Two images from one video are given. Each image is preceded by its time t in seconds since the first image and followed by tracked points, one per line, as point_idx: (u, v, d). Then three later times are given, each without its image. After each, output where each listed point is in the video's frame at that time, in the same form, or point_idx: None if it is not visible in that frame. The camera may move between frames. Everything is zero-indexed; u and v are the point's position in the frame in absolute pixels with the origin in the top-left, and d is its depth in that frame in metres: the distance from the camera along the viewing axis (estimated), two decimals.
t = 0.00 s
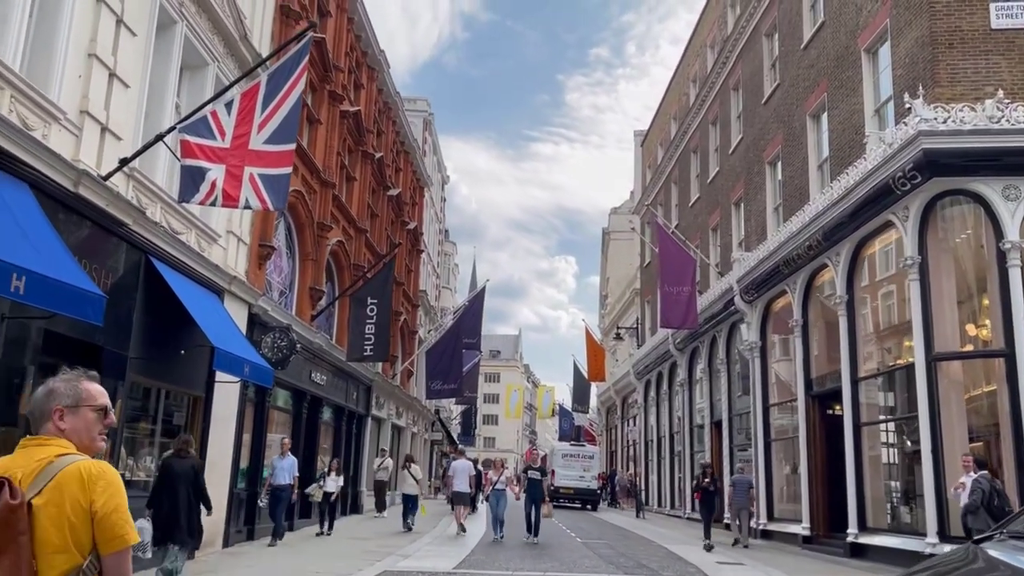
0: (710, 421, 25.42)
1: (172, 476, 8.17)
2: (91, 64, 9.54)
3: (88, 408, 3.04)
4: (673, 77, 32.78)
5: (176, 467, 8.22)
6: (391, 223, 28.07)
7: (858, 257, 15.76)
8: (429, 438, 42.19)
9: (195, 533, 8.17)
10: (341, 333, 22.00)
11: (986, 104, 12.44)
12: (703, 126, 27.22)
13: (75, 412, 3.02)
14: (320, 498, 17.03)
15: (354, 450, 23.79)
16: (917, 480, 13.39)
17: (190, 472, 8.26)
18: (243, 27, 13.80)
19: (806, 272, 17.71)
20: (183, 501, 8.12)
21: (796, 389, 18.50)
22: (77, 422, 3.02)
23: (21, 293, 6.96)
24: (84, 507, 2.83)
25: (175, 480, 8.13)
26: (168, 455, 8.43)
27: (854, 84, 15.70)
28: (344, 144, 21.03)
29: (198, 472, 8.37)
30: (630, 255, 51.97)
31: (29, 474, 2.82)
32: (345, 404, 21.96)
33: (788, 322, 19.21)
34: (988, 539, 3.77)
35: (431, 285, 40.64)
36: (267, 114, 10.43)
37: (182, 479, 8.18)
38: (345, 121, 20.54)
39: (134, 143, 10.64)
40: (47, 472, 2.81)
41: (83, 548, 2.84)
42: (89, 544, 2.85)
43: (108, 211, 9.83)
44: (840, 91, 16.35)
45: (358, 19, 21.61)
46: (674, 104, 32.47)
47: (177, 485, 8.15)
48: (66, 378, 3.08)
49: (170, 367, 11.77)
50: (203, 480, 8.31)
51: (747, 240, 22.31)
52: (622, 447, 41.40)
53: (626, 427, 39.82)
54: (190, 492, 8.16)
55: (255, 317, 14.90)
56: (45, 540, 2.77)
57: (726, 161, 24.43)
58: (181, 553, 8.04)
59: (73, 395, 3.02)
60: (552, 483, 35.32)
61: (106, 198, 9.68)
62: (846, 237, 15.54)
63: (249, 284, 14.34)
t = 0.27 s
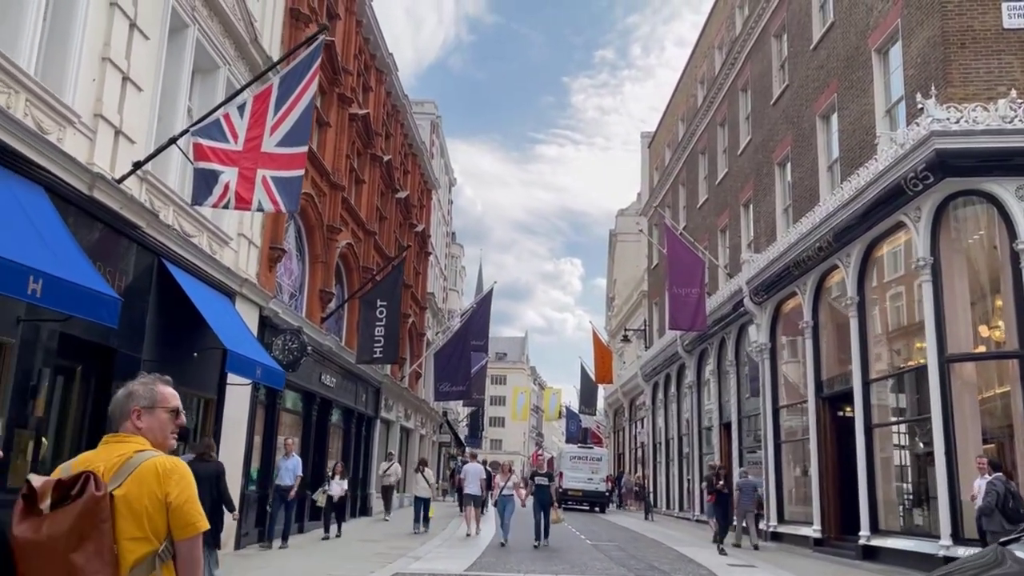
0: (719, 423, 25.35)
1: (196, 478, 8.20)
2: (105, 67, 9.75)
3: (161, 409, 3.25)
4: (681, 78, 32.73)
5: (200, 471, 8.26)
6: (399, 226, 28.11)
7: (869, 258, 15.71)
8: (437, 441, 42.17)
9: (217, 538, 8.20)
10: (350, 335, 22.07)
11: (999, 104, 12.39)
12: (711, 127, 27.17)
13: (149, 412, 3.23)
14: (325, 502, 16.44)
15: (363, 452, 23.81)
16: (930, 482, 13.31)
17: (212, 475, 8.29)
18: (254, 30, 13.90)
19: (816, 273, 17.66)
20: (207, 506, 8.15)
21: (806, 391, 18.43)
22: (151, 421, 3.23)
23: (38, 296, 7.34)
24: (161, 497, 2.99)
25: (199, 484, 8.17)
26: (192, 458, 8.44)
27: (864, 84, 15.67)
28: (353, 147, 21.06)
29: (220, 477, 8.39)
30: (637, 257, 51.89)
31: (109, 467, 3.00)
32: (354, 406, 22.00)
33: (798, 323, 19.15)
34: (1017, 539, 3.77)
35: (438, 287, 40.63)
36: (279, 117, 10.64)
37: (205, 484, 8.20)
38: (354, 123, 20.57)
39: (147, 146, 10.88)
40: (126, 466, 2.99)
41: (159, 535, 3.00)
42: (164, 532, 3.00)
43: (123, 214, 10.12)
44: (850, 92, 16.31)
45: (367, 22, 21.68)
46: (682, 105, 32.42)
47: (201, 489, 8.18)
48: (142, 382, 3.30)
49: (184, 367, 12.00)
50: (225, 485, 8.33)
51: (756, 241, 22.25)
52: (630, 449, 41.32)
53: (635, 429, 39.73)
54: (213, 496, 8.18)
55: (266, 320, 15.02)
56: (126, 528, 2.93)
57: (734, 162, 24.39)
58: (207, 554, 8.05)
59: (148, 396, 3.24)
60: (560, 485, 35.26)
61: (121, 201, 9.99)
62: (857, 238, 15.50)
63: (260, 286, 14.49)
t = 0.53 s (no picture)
0: (731, 424, 25.26)
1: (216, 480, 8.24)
2: (120, 69, 9.95)
3: (203, 408, 3.45)
4: (691, 78, 32.63)
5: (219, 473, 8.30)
6: (410, 227, 28.12)
7: (884, 258, 15.61)
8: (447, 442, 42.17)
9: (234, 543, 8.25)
10: (362, 336, 22.12)
11: (1015, 102, 12.31)
12: (722, 127, 27.08)
13: (194, 411, 3.43)
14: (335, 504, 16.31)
15: (375, 453, 23.84)
16: (947, 482, 13.21)
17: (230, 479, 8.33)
18: (266, 32, 13.97)
19: (830, 273, 17.57)
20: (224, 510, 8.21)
21: (820, 391, 18.33)
22: (196, 419, 3.43)
23: (54, 297, 7.59)
24: (207, 490, 3.19)
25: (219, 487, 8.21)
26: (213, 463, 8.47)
27: (878, 82, 15.58)
28: (365, 148, 21.09)
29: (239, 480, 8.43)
30: (647, 257, 51.77)
31: (159, 464, 3.21)
32: (366, 407, 22.05)
33: (811, 323, 19.06)
34: None
35: (448, 288, 40.64)
36: (293, 118, 10.72)
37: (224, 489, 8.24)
38: (366, 125, 20.59)
39: (161, 148, 11.11)
40: (175, 463, 3.19)
41: (208, 526, 3.19)
42: (212, 523, 3.19)
43: (138, 216, 10.37)
44: (864, 90, 16.21)
45: (378, 23, 21.72)
46: (693, 105, 32.31)
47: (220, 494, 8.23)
48: (185, 384, 3.50)
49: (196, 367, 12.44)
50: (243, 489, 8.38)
51: (768, 241, 22.16)
52: (641, 449, 41.26)
53: (646, 430, 39.63)
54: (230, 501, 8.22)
55: (280, 321, 15.14)
56: (179, 520, 3.12)
57: (746, 162, 24.30)
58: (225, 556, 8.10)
59: (191, 397, 3.44)
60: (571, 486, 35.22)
61: (136, 203, 10.24)
62: (871, 238, 15.39)
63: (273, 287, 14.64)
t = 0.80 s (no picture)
0: (746, 423, 25.09)
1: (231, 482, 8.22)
2: (135, 70, 10.10)
3: (234, 421, 3.65)
4: (704, 76, 32.48)
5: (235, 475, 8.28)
6: (422, 227, 28.12)
7: (901, 256, 15.45)
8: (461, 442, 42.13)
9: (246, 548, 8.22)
10: (376, 336, 22.14)
11: None
12: (736, 124, 26.93)
13: (225, 424, 3.62)
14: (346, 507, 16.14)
15: (389, 453, 23.85)
16: (967, 482, 13.04)
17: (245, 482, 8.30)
18: (279, 33, 14.01)
19: (846, 271, 17.41)
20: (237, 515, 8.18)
21: (837, 390, 18.17)
22: (227, 431, 3.62)
23: (71, 298, 7.65)
24: (238, 498, 3.38)
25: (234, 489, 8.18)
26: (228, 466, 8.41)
27: (894, 78, 15.43)
28: (377, 148, 21.09)
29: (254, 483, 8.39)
30: (660, 256, 51.59)
31: (192, 473, 3.40)
32: (380, 407, 22.05)
33: (827, 321, 18.90)
34: None
35: (461, 288, 40.61)
36: (307, 118, 10.80)
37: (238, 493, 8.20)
38: (378, 125, 20.59)
39: (176, 149, 11.24)
40: (206, 472, 3.39)
41: (238, 532, 3.39)
42: (241, 529, 3.39)
43: (153, 217, 10.50)
44: (880, 86, 16.06)
45: (390, 23, 21.73)
46: (706, 103, 32.15)
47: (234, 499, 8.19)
48: (217, 398, 3.72)
49: (211, 369, 12.63)
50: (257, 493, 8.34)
51: (783, 239, 22.01)
52: (655, 449, 41.13)
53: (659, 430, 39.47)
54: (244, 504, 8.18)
55: (294, 322, 15.22)
56: (210, 526, 3.32)
57: (760, 160, 24.15)
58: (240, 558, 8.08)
59: (223, 410, 3.64)
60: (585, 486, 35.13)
61: (150, 204, 10.36)
62: (889, 235, 15.23)
63: (287, 288, 14.73)
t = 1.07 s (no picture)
0: (764, 422, 24.91)
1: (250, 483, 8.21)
2: (151, 71, 10.24)
3: (266, 418, 3.91)
4: (719, 73, 32.28)
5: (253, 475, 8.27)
6: (437, 226, 28.12)
7: (922, 252, 15.25)
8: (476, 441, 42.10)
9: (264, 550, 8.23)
10: (392, 335, 22.16)
11: None
12: (752, 121, 26.73)
13: (258, 420, 3.89)
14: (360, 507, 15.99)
15: (405, 452, 23.87)
16: (990, 481, 12.87)
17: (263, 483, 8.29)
18: (294, 32, 14.07)
19: (865, 267, 17.23)
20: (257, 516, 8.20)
21: (856, 388, 17.99)
22: (260, 427, 3.89)
23: (91, 299, 7.71)
24: (270, 488, 3.65)
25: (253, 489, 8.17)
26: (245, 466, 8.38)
27: (914, 72, 15.25)
28: (392, 148, 21.10)
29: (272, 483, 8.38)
30: (676, 254, 51.37)
31: (227, 464, 3.68)
32: (396, 406, 22.09)
33: (846, 319, 18.71)
34: None
35: (476, 287, 40.59)
36: (323, 117, 10.91)
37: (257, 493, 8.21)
38: (393, 124, 20.58)
39: (192, 150, 11.37)
40: (240, 465, 3.66)
41: (270, 519, 3.66)
42: (272, 516, 3.66)
43: (171, 218, 10.61)
44: (899, 80, 15.87)
45: (403, 22, 21.74)
46: (721, 99, 31.95)
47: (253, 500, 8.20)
48: (249, 395, 3.99)
49: (230, 369, 12.78)
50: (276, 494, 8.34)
51: (801, 236, 21.83)
52: (671, 448, 40.94)
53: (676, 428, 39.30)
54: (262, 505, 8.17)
55: (311, 321, 15.34)
56: (244, 512, 3.60)
57: (777, 156, 23.97)
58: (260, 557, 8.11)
59: (256, 407, 3.90)
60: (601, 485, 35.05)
61: (168, 204, 10.47)
62: (910, 231, 15.04)
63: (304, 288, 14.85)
